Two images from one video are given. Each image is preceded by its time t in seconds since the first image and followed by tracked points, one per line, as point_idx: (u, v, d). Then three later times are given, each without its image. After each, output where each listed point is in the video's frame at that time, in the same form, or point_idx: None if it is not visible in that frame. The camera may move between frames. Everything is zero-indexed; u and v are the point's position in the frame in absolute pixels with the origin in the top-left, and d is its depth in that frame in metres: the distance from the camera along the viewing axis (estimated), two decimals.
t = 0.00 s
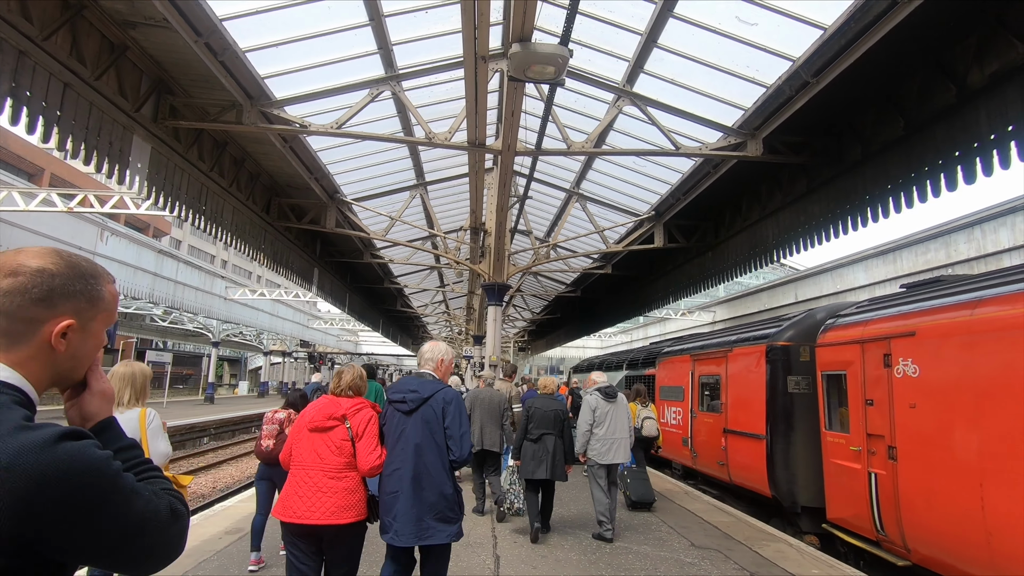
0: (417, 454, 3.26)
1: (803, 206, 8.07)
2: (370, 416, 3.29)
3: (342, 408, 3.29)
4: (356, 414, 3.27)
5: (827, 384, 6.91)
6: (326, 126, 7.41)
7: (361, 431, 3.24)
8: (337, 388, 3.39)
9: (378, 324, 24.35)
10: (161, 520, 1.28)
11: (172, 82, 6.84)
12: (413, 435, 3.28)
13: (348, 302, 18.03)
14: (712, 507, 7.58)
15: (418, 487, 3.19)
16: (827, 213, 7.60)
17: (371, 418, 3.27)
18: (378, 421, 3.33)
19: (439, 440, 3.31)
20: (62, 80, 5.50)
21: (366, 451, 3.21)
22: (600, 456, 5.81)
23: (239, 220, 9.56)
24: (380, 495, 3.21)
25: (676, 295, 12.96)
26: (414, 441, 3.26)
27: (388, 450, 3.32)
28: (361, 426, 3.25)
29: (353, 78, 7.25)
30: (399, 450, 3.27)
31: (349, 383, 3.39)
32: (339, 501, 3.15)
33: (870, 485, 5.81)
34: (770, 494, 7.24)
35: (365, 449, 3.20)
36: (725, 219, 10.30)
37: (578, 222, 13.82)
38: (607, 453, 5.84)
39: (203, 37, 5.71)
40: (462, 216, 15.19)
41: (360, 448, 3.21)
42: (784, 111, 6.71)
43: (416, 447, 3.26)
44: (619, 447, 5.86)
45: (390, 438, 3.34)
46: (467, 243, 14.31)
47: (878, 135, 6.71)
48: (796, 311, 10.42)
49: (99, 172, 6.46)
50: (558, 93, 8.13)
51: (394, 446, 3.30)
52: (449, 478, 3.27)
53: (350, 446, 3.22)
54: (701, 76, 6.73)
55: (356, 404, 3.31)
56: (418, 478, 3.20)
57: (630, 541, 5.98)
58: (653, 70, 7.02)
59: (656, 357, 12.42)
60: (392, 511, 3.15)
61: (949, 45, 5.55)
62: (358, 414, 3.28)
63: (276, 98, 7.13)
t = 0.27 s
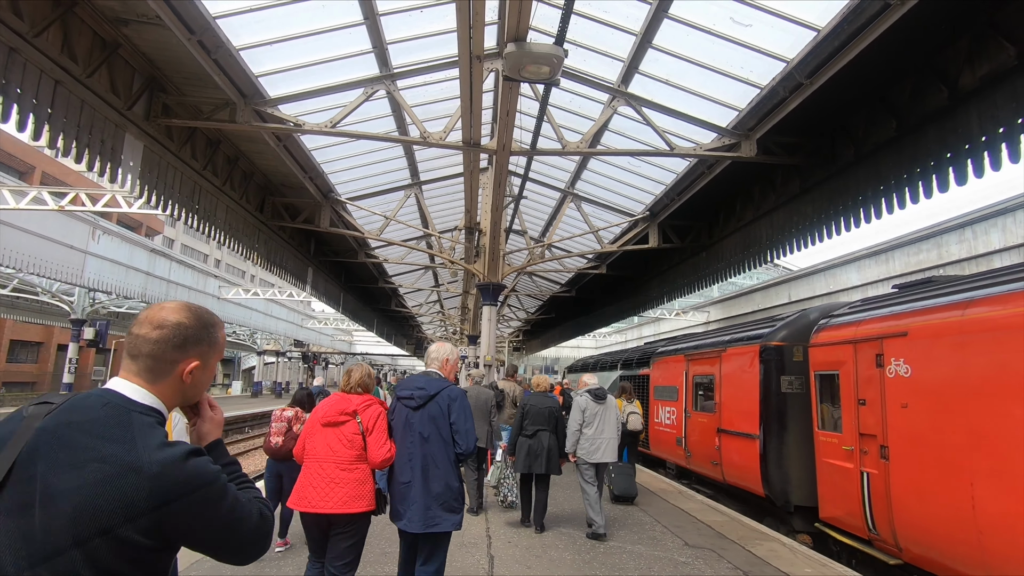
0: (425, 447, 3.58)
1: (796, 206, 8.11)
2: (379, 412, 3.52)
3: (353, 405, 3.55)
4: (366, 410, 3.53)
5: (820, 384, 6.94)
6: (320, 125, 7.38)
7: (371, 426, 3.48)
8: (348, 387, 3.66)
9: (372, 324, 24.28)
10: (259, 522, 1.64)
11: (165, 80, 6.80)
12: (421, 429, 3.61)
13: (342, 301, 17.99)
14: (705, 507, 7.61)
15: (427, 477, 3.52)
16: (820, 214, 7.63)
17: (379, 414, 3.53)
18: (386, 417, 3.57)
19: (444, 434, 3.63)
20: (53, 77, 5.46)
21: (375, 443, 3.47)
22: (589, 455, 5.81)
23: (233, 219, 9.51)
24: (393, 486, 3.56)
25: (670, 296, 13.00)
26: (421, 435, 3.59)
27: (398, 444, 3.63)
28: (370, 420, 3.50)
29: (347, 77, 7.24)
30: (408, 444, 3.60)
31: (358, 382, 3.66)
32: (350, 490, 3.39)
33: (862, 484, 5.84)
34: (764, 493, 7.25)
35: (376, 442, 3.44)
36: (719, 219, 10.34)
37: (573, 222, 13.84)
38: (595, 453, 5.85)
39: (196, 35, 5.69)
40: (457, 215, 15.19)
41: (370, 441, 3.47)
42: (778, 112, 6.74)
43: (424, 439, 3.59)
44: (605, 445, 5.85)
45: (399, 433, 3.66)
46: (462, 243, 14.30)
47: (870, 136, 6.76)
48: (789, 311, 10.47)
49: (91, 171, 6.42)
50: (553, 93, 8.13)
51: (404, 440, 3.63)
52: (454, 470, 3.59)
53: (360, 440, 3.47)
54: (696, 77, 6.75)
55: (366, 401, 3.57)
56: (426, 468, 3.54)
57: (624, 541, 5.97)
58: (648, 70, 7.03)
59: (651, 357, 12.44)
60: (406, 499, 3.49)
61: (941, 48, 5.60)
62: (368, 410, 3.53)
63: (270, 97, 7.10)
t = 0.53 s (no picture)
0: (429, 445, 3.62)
1: (793, 206, 8.17)
2: (381, 411, 3.57)
3: (357, 406, 3.56)
4: (370, 409, 3.56)
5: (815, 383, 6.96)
6: (318, 124, 7.42)
7: (375, 425, 3.51)
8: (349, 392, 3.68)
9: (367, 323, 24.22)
10: (324, 481, 2.67)
11: (161, 78, 6.78)
12: (424, 429, 3.65)
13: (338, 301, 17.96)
14: (701, 506, 7.62)
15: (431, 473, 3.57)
16: (817, 214, 7.70)
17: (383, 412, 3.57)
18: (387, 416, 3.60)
19: (446, 432, 3.69)
20: (47, 75, 5.44)
21: (381, 440, 3.51)
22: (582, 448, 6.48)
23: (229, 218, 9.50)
24: (399, 481, 3.59)
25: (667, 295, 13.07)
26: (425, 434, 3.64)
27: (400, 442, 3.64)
28: (375, 418, 3.54)
29: (343, 76, 7.19)
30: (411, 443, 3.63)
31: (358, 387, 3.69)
32: (359, 486, 3.38)
33: (857, 483, 5.88)
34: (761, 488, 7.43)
35: (380, 438, 3.50)
36: (715, 219, 10.38)
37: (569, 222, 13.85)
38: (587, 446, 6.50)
39: (192, 33, 5.68)
40: (454, 215, 15.19)
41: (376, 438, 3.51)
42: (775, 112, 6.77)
43: (428, 438, 3.64)
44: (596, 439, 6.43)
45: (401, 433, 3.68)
46: (458, 243, 14.30)
47: (866, 137, 6.78)
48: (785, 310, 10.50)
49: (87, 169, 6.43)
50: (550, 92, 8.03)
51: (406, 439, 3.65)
52: (457, 466, 3.66)
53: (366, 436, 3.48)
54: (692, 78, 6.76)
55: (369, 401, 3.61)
56: (429, 466, 3.58)
57: (621, 540, 5.98)
58: (644, 70, 7.01)
59: (647, 356, 12.45)
60: (409, 495, 3.54)
61: (936, 49, 5.63)
62: (372, 409, 3.57)
63: (266, 95, 7.08)
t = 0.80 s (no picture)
0: (429, 443, 4.56)
1: (806, 186, 8.09)
2: (384, 405, 4.55)
3: (363, 404, 4.46)
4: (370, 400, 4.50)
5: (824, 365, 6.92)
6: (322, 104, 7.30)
7: (378, 419, 4.47)
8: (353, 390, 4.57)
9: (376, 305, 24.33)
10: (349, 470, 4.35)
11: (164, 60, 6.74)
12: (424, 430, 4.60)
13: (347, 283, 18.03)
14: (708, 486, 7.66)
15: (432, 464, 4.53)
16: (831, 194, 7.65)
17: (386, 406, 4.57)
18: (389, 411, 4.58)
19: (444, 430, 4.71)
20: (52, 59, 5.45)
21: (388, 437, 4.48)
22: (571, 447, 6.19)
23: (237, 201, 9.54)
24: (403, 473, 4.49)
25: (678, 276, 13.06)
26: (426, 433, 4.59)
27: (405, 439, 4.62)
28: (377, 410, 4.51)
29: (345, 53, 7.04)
30: (415, 439, 4.58)
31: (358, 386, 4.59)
32: (369, 476, 4.33)
33: (864, 464, 5.87)
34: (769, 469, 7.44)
35: (386, 433, 4.49)
36: (726, 200, 10.27)
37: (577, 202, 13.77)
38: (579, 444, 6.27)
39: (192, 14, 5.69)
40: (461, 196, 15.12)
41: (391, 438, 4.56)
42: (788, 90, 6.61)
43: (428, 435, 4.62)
44: (584, 437, 6.22)
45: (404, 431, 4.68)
46: (465, 224, 14.24)
47: (881, 113, 6.62)
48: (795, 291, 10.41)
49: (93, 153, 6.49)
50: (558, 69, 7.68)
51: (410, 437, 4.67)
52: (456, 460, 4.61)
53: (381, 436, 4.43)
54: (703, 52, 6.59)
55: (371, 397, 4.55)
56: (430, 459, 4.53)
57: (627, 520, 6.02)
58: (654, 45, 6.79)
59: (656, 337, 12.39)
60: (414, 485, 4.44)
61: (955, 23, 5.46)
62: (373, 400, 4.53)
63: (272, 76, 7.03)
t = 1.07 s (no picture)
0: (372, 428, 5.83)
1: (805, 184, 8.02)
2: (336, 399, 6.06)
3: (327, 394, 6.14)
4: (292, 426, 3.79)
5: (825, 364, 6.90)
6: (323, 104, 7.29)
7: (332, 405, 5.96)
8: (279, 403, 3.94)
9: (377, 304, 24.35)
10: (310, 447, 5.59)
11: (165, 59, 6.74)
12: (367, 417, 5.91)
13: (347, 283, 18.07)
14: (708, 485, 7.66)
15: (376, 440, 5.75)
16: (830, 192, 7.56)
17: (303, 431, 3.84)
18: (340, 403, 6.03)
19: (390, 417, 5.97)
20: (52, 57, 5.43)
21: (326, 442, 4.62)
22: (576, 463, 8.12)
23: (238, 200, 9.54)
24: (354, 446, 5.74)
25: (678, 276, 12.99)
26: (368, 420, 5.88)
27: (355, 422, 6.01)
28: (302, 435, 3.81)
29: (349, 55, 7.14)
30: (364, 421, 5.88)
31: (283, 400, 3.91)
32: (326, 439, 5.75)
33: (865, 464, 5.86)
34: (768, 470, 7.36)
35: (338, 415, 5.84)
36: (726, 199, 10.24)
37: (578, 201, 13.77)
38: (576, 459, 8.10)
39: (195, 13, 5.66)
40: (461, 196, 15.17)
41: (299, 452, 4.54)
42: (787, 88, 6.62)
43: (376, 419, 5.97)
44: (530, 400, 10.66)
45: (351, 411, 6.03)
46: (466, 224, 14.27)
47: (882, 112, 6.61)
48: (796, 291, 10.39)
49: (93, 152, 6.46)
50: (557, 69, 7.93)
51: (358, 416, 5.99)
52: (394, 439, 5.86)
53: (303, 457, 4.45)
54: (703, 53, 6.63)
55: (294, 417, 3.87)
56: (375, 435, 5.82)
57: (629, 518, 6.03)
58: (654, 46, 6.88)
59: (656, 337, 12.36)
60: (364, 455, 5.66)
61: (957, 21, 5.45)
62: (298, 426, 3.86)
63: (272, 76, 7.01)
